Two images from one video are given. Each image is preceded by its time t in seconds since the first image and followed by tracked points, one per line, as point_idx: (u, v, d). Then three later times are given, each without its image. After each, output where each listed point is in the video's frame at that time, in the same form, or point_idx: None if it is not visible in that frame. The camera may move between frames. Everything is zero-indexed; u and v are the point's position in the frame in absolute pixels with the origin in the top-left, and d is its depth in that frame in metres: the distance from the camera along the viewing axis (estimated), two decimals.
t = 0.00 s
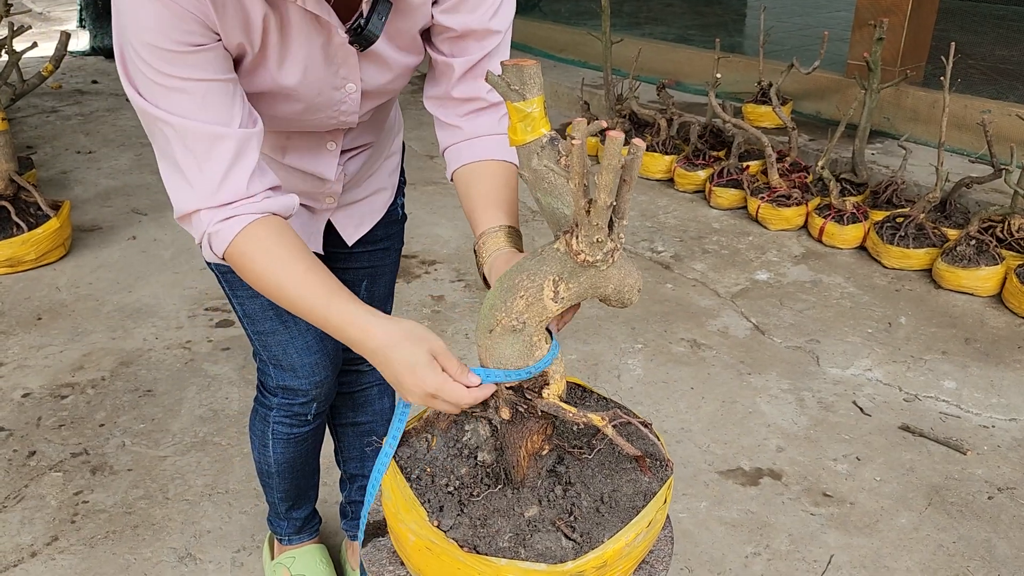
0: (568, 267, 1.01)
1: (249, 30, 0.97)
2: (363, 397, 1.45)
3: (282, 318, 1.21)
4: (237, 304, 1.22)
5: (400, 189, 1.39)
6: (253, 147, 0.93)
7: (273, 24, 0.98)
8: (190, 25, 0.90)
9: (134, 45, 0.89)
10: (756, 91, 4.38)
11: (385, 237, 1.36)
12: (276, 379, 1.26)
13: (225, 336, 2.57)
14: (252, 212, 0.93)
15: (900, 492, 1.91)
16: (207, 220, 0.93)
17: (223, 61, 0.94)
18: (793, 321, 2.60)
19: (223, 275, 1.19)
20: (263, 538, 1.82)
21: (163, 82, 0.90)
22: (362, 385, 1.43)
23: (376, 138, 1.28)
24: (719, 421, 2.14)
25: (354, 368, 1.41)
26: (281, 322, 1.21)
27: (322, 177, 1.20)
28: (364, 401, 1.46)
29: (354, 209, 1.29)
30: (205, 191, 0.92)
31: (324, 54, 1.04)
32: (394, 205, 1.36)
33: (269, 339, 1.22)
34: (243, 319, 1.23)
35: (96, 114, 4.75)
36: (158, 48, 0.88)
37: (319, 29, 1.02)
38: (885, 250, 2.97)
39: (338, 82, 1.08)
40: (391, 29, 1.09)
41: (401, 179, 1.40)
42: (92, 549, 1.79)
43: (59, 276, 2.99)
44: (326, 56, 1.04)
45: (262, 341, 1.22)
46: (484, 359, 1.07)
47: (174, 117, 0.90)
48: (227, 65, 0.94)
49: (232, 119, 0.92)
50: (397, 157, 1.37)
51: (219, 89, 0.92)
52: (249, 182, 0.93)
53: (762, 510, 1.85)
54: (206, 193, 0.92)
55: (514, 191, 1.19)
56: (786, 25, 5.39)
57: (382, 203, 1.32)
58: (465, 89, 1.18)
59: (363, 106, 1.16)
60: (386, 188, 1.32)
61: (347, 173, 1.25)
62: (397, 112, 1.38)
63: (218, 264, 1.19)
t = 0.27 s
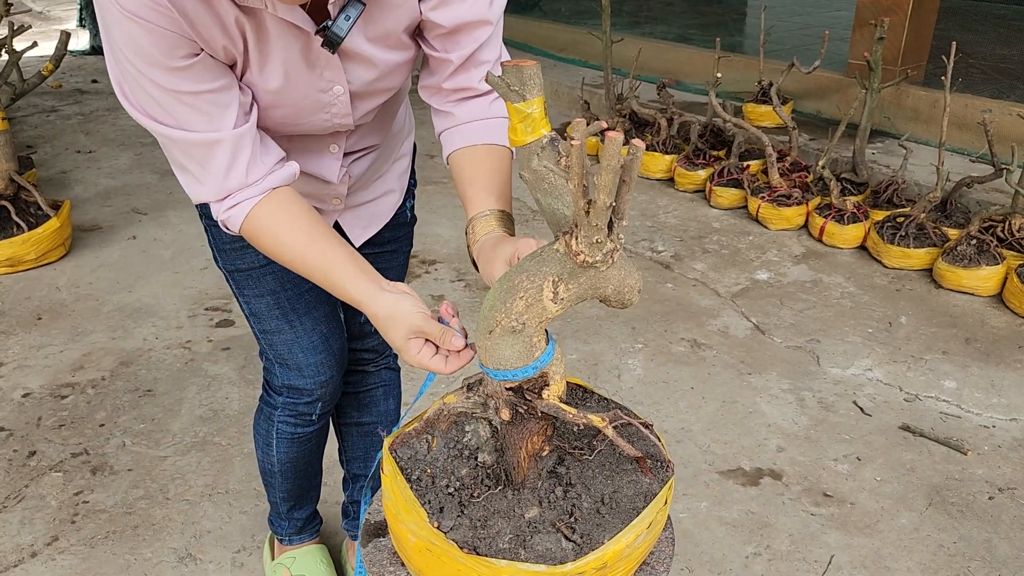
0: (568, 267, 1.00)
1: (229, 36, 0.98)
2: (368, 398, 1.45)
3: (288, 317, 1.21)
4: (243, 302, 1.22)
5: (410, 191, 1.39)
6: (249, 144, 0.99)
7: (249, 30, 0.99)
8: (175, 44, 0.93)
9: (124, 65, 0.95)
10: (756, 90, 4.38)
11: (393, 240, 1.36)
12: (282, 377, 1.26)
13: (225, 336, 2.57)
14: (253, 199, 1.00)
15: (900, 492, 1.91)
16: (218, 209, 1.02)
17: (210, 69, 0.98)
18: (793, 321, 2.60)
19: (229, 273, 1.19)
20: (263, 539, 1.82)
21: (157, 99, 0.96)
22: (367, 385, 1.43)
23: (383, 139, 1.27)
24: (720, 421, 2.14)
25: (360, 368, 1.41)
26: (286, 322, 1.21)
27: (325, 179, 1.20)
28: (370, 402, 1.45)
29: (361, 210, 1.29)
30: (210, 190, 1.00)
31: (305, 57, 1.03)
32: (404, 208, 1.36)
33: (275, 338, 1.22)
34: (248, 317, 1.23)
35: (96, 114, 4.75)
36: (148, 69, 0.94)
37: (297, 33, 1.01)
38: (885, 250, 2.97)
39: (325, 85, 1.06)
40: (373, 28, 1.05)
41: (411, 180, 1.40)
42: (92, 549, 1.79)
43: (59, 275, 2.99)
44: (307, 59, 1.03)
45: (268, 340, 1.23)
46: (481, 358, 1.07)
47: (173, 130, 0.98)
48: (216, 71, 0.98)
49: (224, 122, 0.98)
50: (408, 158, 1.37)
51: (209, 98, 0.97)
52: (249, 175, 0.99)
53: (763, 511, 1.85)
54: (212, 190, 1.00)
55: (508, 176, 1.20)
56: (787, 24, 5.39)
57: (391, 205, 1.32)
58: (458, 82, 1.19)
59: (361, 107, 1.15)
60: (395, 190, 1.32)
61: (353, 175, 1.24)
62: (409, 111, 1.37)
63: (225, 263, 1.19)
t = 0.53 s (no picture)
0: (565, 269, 0.99)
1: (215, 29, 0.98)
2: (368, 398, 1.44)
3: (283, 318, 1.21)
4: (239, 302, 1.22)
5: (411, 192, 1.39)
6: (245, 133, 0.99)
7: (234, 26, 0.99)
8: (161, 37, 0.93)
9: (114, 63, 0.95)
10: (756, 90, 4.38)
11: (393, 240, 1.36)
12: (276, 378, 1.26)
13: (225, 336, 2.57)
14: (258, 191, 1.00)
15: (900, 492, 1.91)
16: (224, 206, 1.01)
17: (199, 61, 0.98)
18: (793, 321, 2.60)
19: (226, 272, 1.20)
20: (263, 539, 1.82)
21: (150, 94, 0.96)
22: (366, 386, 1.43)
23: (380, 139, 1.27)
24: (720, 421, 2.14)
25: (359, 368, 1.41)
26: (281, 322, 1.21)
27: (320, 179, 1.20)
28: (370, 402, 1.45)
29: (359, 210, 1.29)
30: (213, 183, 0.99)
31: (291, 53, 1.03)
32: (404, 209, 1.36)
33: (270, 338, 1.22)
34: (245, 317, 1.23)
35: (96, 113, 4.75)
36: (136, 64, 0.94)
37: (281, 29, 1.01)
38: (886, 250, 2.97)
39: (312, 82, 1.06)
40: (358, 24, 1.05)
41: (413, 180, 1.40)
42: (92, 549, 1.79)
43: (59, 275, 2.99)
44: (293, 55, 1.03)
45: (263, 340, 1.23)
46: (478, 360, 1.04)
47: (169, 125, 0.98)
48: (204, 63, 0.98)
49: (217, 113, 0.98)
50: (410, 159, 1.37)
51: (199, 90, 0.97)
52: (249, 164, 0.99)
53: (763, 511, 1.85)
54: (215, 184, 1.00)
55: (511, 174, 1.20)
56: (787, 24, 5.39)
57: (391, 206, 1.32)
58: (451, 76, 1.17)
59: (353, 104, 1.14)
60: (395, 191, 1.32)
61: (349, 174, 1.24)
62: (411, 112, 1.37)
63: (222, 262, 1.19)
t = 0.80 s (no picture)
0: (557, 271, 0.99)
1: (216, 24, 0.98)
2: (365, 398, 1.44)
3: (279, 318, 1.21)
4: (235, 302, 1.22)
5: (405, 191, 1.39)
6: (248, 129, 0.99)
7: (235, 22, 0.99)
8: (162, 33, 0.93)
9: (114, 58, 0.95)
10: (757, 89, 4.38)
11: (387, 239, 1.37)
12: (272, 378, 1.26)
13: (225, 336, 2.57)
14: (267, 186, 1.00)
15: (900, 492, 1.91)
16: (230, 204, 1.01)
17: (200, 58, 0.97)
18: (793, 321, 2.60)
19: (222, 273, 1.20)
20: (263, 539, 1.82)
21: (152, 91, 0.96)
22: (363, 385, 1.43)
23: (376, 139, 1.27)
24: (719, 421, 2.14)
25: (355, 368, 1.41)
26: (277, 322, 1.21)
27: (317, 180, 1.20)
28: (367, 402, 1.45)
29: (355, 209, 1.29)
30: (219, 181, 0.99)
31: (292, 48, 1.03)
32: (399, 208, 1.37)
33: (266, 338, 1.22)
34: (241, 318, 1.23)
35: (96, 113, 4.75)
36: (138, 60, 0.93)
37: (282, 24, 1.01)
38: (886, 250, 2.97)
39: (313, 77, 1.07)
40: (359, 20, 1.05)
41: (405, 179, 1.40)
42: (92, 549, 1.79)
43: (59, 275, 2.99)
44: (295, 51, 1.04)
45: (259, 340, 1.23)
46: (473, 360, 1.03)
47: (173, 122, 0.97)
48: (205, 59, 0.98)
49: (220, 110, 0.98)
50: (402, 157, 1.37)
51: (201, 86, 0.97)
52: (255, 161, 0.99)
53: (762, 511, 1.85)
54: (221, 181, 0.99)
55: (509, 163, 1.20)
56: (788, 23, 5.39)
57: (385, 205, 1.32)
58: (456, 69, 1.19)
59: (353, 101, 1.15)
60: (389, 190, 1.32)
61: (345, 174, 1.24)
62: (402, 111, 1.37)
63: (217, 262, 1.19)
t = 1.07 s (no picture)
0: (544, 274, 0.95)
1: (227, 23, 0.98)
2: (364, 397, 1.44)
3: (279, 318, 1.21)
4: (235, 303, 1.22)
5: (402, 191, 1.40)
6: (264, 123, 0.99)
7: (245, 20, 0.99)
8: (174, 34, 0.93)
9: (126, 59, 0.94)
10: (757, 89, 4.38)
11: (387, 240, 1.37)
12: (272, 378, 1.26)
13: (225, 335, 2.57)
14: (287, 177, 0.99)
15: (899, 492, 1.91)
16: (250, 201, 1.00)
17: (213, 55, 0.97)
18: (793, 321, 2.60)
19: (221, 273, 1.20)
20: (263, 538, 1.82)
21: (167, 90, 0.95)
22: (361, 385, 1.43)
23: (377, 138, 1.28)
24: (719, 420, 2.14)
25: (354, 368, 1.42)
26: (278, 322, 1.21)
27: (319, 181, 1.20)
28: (365, 402, 1.45)
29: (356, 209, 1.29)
30: (240, 176, 0.99)
31: (300, 46, 1.04)
32: (394, 208, 1.37)
33: (266, 339, 1.22)
34: (241, 319, 1.24)
35: (97, 113, 4.75)
36: (151, 61, 0.93)
37: (289, 22, 1.01)
38: (885, 249, 2.97)
39: (319, 76, 1.07)
40: (365, 17, 1.05)
41: (404, 179, 1.41)
42: (92, 549, 1.80)
43: (59, 275, 3.00)
44: (301, 48, 1.04)
45: (259, 341, 1.23)
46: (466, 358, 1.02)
47: (190, 120, 0.97)
48: (217, 58, 0.98)
49: (235, 106, 0.98)
50: (400, 156, 1.38)
51: (216, 83, 0.97)
52: (273, 154, 0.99)
53: (762, 511, 1.85)
54: (241, 177, 0.99)
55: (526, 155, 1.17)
56: (788, 23, 5.39)
57: (383, 205, 1.33)
58: (473, 59, 1.19)
59: (357, 98, 1.15)
60: (388, 190, 1.33)
61: (346, 174, 1.24)
62: (401, 111, 1.37)
63: (217, 263, 1.20)
